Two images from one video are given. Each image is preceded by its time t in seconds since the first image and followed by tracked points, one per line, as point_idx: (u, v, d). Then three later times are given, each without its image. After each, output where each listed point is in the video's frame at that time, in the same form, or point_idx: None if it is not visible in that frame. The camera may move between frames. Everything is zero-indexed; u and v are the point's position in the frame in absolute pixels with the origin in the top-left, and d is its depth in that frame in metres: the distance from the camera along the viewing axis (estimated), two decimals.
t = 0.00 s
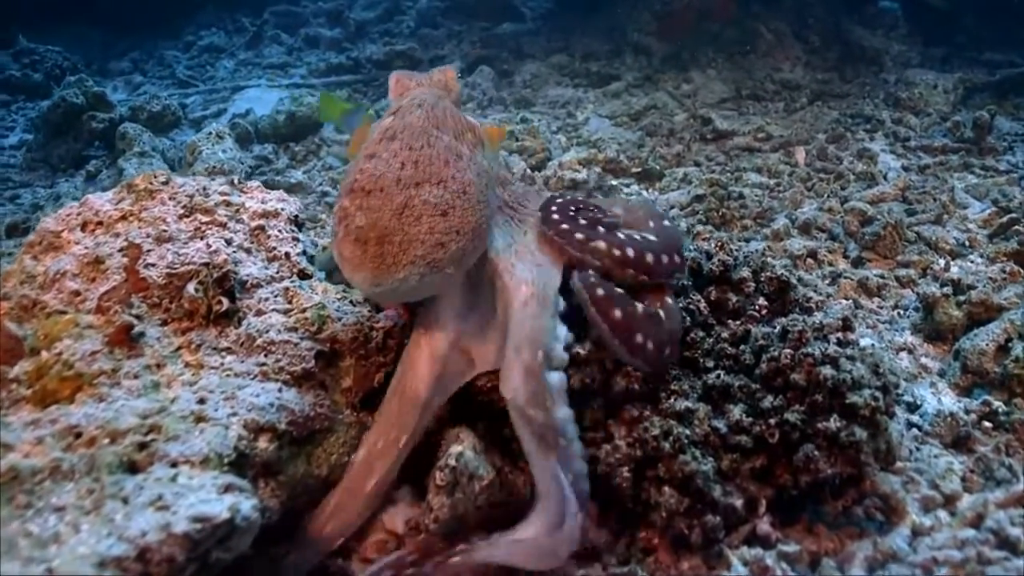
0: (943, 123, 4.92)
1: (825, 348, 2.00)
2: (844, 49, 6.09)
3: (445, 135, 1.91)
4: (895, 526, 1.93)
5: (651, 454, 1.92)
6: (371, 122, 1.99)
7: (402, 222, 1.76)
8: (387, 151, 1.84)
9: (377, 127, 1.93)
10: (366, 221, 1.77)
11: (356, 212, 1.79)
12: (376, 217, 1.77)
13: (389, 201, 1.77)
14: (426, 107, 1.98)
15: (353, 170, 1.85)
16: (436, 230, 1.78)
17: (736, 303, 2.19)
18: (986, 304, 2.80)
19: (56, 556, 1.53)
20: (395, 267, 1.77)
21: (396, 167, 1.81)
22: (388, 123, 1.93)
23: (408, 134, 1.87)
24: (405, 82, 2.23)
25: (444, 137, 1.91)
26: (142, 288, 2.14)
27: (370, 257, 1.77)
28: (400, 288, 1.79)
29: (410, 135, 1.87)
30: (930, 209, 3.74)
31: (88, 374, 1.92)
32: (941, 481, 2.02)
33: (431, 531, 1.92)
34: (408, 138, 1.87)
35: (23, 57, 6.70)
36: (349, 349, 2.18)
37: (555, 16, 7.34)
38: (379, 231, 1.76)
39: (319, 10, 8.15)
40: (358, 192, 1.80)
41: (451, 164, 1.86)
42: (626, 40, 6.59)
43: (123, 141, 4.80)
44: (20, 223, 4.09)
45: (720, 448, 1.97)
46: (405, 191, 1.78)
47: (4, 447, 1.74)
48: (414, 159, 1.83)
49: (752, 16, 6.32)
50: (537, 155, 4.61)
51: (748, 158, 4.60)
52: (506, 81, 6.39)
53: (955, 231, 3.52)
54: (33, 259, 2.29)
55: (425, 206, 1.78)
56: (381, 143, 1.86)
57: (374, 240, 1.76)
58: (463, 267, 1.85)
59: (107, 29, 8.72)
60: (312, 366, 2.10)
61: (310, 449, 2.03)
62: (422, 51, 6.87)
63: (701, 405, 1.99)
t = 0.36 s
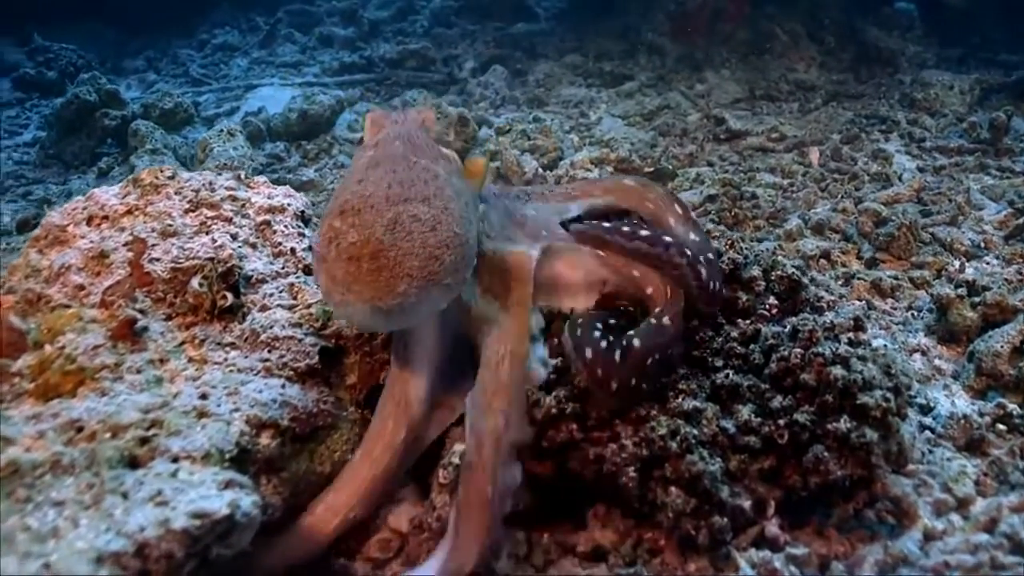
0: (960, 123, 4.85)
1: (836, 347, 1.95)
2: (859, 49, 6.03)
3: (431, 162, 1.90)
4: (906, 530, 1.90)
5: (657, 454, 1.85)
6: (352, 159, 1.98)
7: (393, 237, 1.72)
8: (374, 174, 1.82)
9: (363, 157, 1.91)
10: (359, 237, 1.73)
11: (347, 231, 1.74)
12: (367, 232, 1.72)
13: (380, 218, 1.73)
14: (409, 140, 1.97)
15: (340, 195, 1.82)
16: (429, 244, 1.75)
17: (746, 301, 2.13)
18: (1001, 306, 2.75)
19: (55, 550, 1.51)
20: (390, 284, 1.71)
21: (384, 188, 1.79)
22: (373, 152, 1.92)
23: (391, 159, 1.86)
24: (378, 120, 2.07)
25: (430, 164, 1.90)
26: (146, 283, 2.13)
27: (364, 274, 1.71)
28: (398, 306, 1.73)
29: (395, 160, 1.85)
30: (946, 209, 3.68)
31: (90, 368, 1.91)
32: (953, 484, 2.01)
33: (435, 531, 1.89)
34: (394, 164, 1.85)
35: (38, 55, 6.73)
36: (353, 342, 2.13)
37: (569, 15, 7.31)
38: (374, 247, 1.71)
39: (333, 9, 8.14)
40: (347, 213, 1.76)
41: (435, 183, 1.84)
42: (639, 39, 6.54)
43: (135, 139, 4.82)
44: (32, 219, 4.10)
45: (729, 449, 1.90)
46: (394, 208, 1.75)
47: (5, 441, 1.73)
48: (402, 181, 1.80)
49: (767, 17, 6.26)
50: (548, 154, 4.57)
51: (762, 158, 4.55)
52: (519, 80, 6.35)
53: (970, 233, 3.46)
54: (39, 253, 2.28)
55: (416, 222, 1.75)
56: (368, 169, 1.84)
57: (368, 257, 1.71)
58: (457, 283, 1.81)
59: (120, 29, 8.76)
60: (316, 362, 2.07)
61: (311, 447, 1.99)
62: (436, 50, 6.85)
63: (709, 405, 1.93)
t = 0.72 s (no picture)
0: (983, 114, 4.75)
1: (854, 332, 1.93)
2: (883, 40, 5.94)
3: (445, 200, 1.86)
4: (924, 517, 1.85)
5: (673, 437, 1.84)
6: (364, 176, 1.96)
7: (382, 280, 1.71)
8: (381, 205, 1.79)
9: (373, 179, 1.89)
10: (345, 273, 1.72)
11: (337, 264, 1.73)
12: (357, 271, 1.71)
13: (372, 256, 1.72)
14: (427, 170, 1.93)
15: (340, 221, 1.80)
16: (418, 296, 1.72)
17: (764, 287, 2.11)
18: None
19: (70, 524, 1.50)
20: (368, 326, 1.71)
21: (386, 224, 1.76)
22: (386, 176, 1.89)
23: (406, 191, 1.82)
24: (399, 138, 2.16)
25: (444, 202, 1.86)
26: (163, 263, 2.14)
27: (345, 311, 1.71)
28: (371, 349, 1.72)
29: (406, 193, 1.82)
30: (968, 198, 3.61)
31: (107, 346, 1.92)
32: (973, 472, 1.95)
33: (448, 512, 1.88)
34: (403, 196, 1.82)
35: (62, 43, 6.79)
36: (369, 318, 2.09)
37: (588, 5, 7.25)
38: (359, 285, 1.71)
39: None
40: (340, 244, 1.74)
41: (449, 234, 1.81)
42: (660, 28, 6.47)
43: (155, 126, 4.85)
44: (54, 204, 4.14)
45: (745, 434, 1.90)
46: (392, 250, 1.73)
47: (23, 418, 1.73)
48: (405, 219, 1.78)
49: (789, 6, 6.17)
50: (567, 143, 4.54)
51: (782, 148, 4.49)
52: (539, 69, 6.31)
53: (993, 223, 3.39)
54: (58, 233, 2.30)
55: (412, 268, 1.72)
56: (375, 196, 1.81)
57: (350, 295, 1.71)
58: (446, 338, 1.77)
59: (142, 17, 8.81)
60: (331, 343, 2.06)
61: (327, 426, 1.96)
62: (455, 40, 6.84)
63: (725, 389, 1.92)
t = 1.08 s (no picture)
0: (1002, 99, 4.68)
1: (869, 305, 1.94)
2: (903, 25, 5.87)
3: (468, 188, 1.80)
4: (936, 488, 1.86)
5: (686, 405, 1.86)
6: (378, 158, 1.88)
7: (396, 280, 1.67)
8: (396, 197, 1.73)
9: (387, 165, 1.82)
10: (358, 274, 1.68)
11: (349, 264, 1.70)
12: (370, 271, 1.68)
13: (387, 255, 1.68)
14: (444, 155, 1.86)
15: (352, 212, 1.75)
16: (436, 295, 1.69)
17: (780, 260, 2.10)
18: None
19: (94, 479, 1.52)
20: (383, 329, 1.68)
21: (402, 218, 1.71)
22: (400, 162, 1.81)
23: (422, 182, 1.76)
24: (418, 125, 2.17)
25: (466, 189, 1.80)
26: (185, 231, 2.16)
27: (358, 313, 1.69)
28: (386, 352, 1.71)
29: (425, 182, 1.76)
30: (987, 181, 3.58)
31: (131, 309, 1.95)
32: (986, 446, 1.95)
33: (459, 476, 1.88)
34: (421, 185, 1.76)
35: (84, 23, 6.83)
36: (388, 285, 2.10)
37: None
38: (373, 286, 1.67)
39: None
40: (352, 241, 1.71)
41: (470, 227, 1.76)
42: (679, 11, 6.42)
43: (176, 104, 4.88)
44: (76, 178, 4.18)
45: (759, 404, 1.91)
46: (409, 247, 1.69)
47: (49, 377, 1.76)
48: (422, 211, 1.73)
49: None
50: (584, 124, 4.53)
51: (800, 130, 4.46)
52: (557, 52, 6.28)
53: (1011, 205, 3.34)
54: (82, 201, 2.33)
55: (431, 266, 1.69)
56: (388, 185, 1.75)
57: (364, 297, 1.68)
58: (462, 336, 1.75)
59: None
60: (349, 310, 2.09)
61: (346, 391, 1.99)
62: (473, 22, 6.83)
63: (739, 359, 1.93)
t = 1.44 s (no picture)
0: (1004, 95, 4.67)
1: (865, 293, 1.95)
2: (906, 22, 5.87)
3: (480, 186, 1.74)
4: (931, 476, 1.90)
5: (681, 390, 1.86)
6: (392, 141, 1.79)
7: (400, 282, 1.65)
8: (406, 192, 1.67)
9: (398, 155, 1.72)
10: (362, 273, 1.66)
11: (353, 261, 1.67)
12: (376, 271, 1.65)
13: (393, 254, 1.65)
14: (458, 145, 1.77)
15: (360, 204, 1.69)
16: (438, 299, 1.67)
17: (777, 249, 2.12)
18: None
19: (93, 455, 1.53)
20: (384, 330, 1.68)
21: (410, 216, 1.66)
22: (412, 151, 1.72)
23: (434, 177, 1.69)
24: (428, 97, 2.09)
25: (478, 188, 1.73)
26: (186, 215, 2.17)
27: (359, 313, 1.67)
28: (383, 351, 1.71)
29: (436, 178, 1.69)
30: (986, 176, 3.58)
31: (131, 291, 1.96)
32: (982, 435, 1.98)
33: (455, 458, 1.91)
34: (432, 180, 1.69)
35: (88, 13, 6.83)
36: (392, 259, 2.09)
37: None
38: (377, 287, 1.65)
39: None
40: (359, 237, 1.67)
41: (479, 228, 1.71)
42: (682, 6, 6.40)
43: (179, 94, 4.89)
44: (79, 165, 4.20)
45: (756, 390, 1.91)
46: (416, 248, 1.65)
47: (49, 356, 1.76)
48: (432, 208, 1.67)
49: None
50: (586, 116, 4.54)
51: (801, 125, 4.47)
52: (560, 45, 6.28)
53: (1009, 200, 3.33)
54: (83, 184, 2.34)
55: (436, 270, 1.66)
56: (399, 179, 1.68)
57: (367, 297, 1.66)
58: (461, 338, 1.76)
59: None
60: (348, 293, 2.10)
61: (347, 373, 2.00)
62: (477, 16, 6.83)
63: (735, 346, 1.94)
